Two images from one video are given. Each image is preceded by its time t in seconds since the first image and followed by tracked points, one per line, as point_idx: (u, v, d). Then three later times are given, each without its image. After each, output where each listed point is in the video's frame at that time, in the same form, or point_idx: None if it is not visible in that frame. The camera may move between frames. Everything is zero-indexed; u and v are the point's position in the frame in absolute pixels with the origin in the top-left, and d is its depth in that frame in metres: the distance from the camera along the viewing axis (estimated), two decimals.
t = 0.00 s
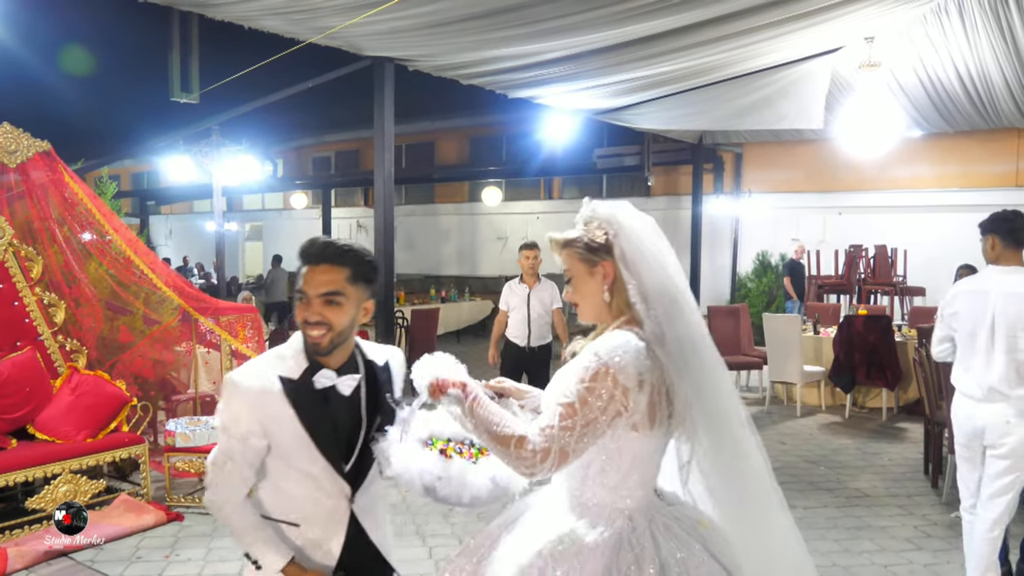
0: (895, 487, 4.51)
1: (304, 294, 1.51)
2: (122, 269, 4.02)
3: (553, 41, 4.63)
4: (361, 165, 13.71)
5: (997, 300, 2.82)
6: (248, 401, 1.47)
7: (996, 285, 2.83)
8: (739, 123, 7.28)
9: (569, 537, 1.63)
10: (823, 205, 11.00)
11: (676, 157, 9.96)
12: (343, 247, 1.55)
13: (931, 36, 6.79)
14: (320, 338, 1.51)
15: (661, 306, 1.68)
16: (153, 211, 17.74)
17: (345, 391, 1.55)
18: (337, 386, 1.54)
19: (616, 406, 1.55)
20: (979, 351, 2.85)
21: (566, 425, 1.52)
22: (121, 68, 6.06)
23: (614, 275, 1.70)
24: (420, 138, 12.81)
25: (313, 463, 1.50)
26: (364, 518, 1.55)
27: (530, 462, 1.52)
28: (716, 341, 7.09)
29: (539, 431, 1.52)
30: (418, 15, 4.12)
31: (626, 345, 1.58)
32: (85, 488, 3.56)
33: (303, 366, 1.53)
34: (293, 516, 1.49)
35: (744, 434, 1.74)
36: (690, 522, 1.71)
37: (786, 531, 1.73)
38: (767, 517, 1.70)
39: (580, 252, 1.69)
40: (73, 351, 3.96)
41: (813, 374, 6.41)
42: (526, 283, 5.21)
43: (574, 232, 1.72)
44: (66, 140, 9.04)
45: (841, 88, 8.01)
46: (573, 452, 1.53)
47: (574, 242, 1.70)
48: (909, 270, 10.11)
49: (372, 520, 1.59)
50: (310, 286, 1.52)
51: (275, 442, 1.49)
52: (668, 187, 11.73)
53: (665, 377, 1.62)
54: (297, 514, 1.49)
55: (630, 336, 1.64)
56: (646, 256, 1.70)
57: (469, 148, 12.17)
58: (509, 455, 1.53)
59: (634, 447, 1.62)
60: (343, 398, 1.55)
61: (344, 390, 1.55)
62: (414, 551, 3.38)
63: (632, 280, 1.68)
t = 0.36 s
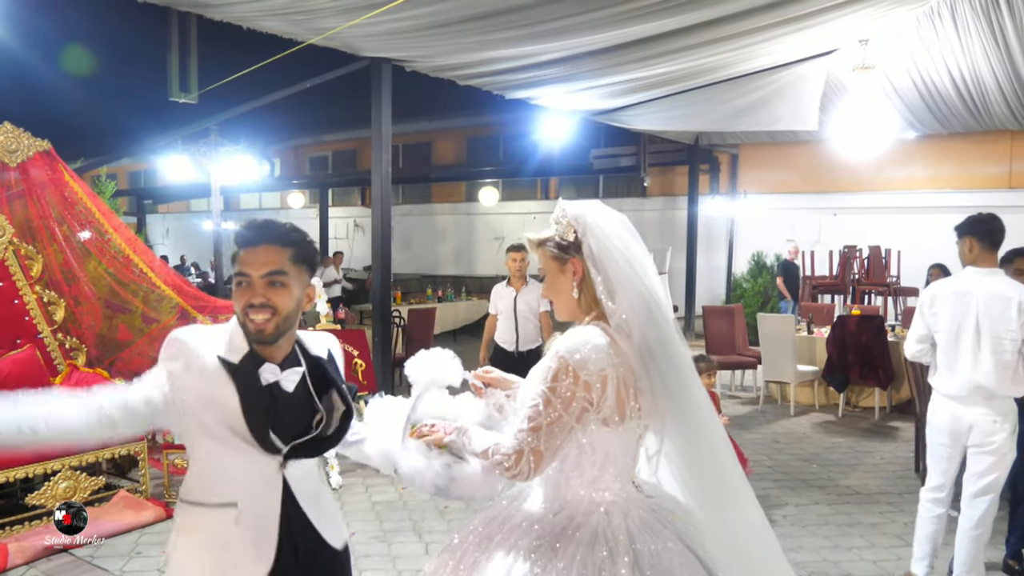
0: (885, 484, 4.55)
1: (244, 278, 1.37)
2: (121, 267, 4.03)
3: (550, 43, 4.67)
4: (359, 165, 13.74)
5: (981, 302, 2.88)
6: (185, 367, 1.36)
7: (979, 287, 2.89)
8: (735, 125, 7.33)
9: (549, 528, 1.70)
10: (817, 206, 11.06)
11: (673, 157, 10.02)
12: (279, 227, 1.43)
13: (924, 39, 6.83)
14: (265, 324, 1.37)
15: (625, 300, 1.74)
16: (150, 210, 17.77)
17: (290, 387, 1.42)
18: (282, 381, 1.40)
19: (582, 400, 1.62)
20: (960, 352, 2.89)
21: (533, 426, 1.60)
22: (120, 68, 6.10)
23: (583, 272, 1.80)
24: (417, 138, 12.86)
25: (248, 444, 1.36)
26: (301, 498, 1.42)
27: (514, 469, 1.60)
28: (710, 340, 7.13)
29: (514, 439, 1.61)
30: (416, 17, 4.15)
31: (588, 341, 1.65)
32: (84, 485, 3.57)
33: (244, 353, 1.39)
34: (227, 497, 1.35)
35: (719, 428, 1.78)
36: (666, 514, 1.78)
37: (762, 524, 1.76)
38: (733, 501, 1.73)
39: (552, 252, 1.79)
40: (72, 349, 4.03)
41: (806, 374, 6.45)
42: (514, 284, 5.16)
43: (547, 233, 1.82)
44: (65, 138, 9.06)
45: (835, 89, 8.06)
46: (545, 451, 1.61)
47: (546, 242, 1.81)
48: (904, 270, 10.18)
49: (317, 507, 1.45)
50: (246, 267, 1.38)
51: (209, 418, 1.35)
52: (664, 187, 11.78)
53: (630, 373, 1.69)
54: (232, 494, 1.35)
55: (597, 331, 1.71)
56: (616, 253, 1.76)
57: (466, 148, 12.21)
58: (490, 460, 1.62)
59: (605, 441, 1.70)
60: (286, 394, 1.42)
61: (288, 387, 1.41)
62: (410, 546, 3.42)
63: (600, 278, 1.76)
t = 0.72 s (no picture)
0: (879, 481, 4.62)
1: (251, 279, 1.43)
2: (125, 266, 4.13)
3: (548, 45, 4.72)
4: (356, 163, 13.80)
5: (944, 302, 2.93)
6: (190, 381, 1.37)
7: (944, 287, 2.94)
8: (732, 125, 7.38)
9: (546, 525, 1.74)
10: (813, 205, 11.13)
11: (669, 157, 10.09)
12: (285, 231, 1.50)
13: (918, 40, 6.90)
14: (269, 324, 1.43)
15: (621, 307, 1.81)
16: (148, 208, 17.80)
17: (291, 387, 1.46)
18: (284, 381, 1.45)
19: (580, 401, 1.67)
20: (923, 349, 2.97)
21: (533, 426, 1.65)
22: (123, 69, 6.15)
23: (580, 279, 1.85)
24: (414, 137, 12.92)
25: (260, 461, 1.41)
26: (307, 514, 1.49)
27: (515, 470, 1.63)
28: (707, 339, 7.20)
29: (515, 439, 1.65)
30: (417, 19, 4.21)
31: (586, 345, 1.71)
32: (90, 482, 3.64)
33: (250, 356, 1.45)
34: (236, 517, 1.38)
35: (709, 431, 1.85)
36: (658, 513, 1.83)
37: (747, 525, 1.84)
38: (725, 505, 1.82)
39: (549, 257, 1.84)
40: (78, 347, 4.06)
41: (801, 372, 6.52)
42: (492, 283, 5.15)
43: (543, 239, 1.87)
44: (65, 137, 9.10)
45: (831, 90, 8.13)
46: (544, 451, 1.65)
47: (543, 248, 1.85)
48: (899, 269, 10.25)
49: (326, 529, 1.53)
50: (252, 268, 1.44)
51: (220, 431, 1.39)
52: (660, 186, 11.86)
53: (628, 375, 1.75)
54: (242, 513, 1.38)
55: (592, 336, 1.78)
56: (612, 260, 1.83)
57: (463, 147, 12.27)
58: (485, 467, 1.64)
59: (601, 440, 1.74)
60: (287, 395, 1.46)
61: (289, 386, 1.45)
62: (412, 541, 3.48)
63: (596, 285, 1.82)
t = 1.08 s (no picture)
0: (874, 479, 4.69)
1: (262, 279, 1.53)
2: (129, 266, 4.14)
3: (547, 48, 4.78)
4: (354, 164, 13.84)
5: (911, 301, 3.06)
6: (216, 388, 1.48)
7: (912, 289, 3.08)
8: (727, 127, 7.45)
9: (558, 516, 1.78)
10: (808, 206, 11.21)
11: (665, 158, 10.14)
12: (291, 232, 1.58)
13: (912, 43, 6.97)
14: (283, 320, 1.54)
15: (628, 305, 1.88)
16: (144, 208, 17.82)
17: (311, 373, 1.59)
18: (303, 369, 1.57)
19: (588, 397, 1.73)
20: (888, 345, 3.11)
21: (543, 417, 1.71)
22: (125, 72, 6.20)
23: (590, 277, 1.90)
24: (411, 138, 12.98)
25: (291, 450, 1.52)
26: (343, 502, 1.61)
27: (523, 461, 1.69)
28: (703, 339, 7.26)
29: (524, 430, 1.71)
30: (418, 23, 4.26)
31: (595, 342, 1.76)
32: (97, 478, 3.71)
33: (269, 351, 1.56)
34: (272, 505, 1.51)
35: (710, 423, 1.92)
36: (664, 503, 1.88)
37: (746, 514, 1.92)
38: (725, 495, 1.89)
39: (562, 255, 1.88)
40: (83, 346, 4.12)
41: (797, 372, 6.59)
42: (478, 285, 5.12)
43: (555, 236, 1.91)
44: (66, 137, 9.12)
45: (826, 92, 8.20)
46: (551, 442, 1.72)
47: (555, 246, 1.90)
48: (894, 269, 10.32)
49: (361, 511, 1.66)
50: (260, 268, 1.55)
51: (254, 425, 1.50)
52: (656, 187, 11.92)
53: (633, 370, 1.82)
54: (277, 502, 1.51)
55: (601, 334, 1.82)
56: (620, 260, 1.89)
57: (460, 148, 12.32)
58: (492, 457, 1.70)
59: (609, 434, 1.79)
60: (310, 379, 1.58)
61: (310, 371, 1.58)
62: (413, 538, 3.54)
63: (607, 284, 1.88)
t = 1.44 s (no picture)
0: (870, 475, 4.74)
1: (373, 304, 1.70)
2: (134, 266, 4.21)
3: (546, 49, 4.82)
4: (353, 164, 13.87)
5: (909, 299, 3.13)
6: (275, 368, 1.71)
7: (908, 285, 3.15)
8: (726, 126, 7.50)
9: (554, 508, 1.83)
10: (807, 205, 11.25)
11: (664, 157, 10.18)
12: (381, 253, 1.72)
13: (909, 43, 7.01)
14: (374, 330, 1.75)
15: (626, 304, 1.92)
16: (143, 208, 17.83)
17: (359, 366, 1.80)
18: (351, 361, 1.78)
19: (581, 394, 1.78)
20: (888, 339, 3.15)
21: (541, 416, 1.76)
22: (128, 74, 6.26)
23: (594, 277, 1.94)
24: (411, 137, 13.01)
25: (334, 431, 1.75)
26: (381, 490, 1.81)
27: (518, 458, 1.73)
28: (701, 337, 7.30)
29: (521, 427, 1.75)
30: (418, 24, 4.30)
31: (588, 342, 1.81)
32: (103, 476, 3.76)
33: (323, 340, 1.77)
34: (314, 482, 1.73)
35: (704, 421, 1.96)
36: (659, 498, 1.93)
37: (739, 509, 1.96)
38: (716, 490, 1.93)
39: (568, 252, 1.92)
40: (88, 346, 4.14)
41: (795, 370, 6.63)
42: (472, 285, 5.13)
43: (562, 233, 1.95)
44: (66, 138, 9.14)
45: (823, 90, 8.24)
46: (548, 440, 1.76)
47: (559, 242, 1.94)
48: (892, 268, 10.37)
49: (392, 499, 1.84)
50: (359, 291, 1.69)
51: (303, 405, 1.74)
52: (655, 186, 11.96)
53: (626, 368, 1.86)
54: (318, 480, 1.73)
55: (593, 335, 1.86)
56: (620, 262, 1.94)
57: (459, 147, 12.36)
58: (491, 451, 1.71)
59: (604, 430, 1.84)
60: (356, 372, 1.80)
61: (357, 365, 1.80)
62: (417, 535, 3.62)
63: (611, 285, 1.94)
